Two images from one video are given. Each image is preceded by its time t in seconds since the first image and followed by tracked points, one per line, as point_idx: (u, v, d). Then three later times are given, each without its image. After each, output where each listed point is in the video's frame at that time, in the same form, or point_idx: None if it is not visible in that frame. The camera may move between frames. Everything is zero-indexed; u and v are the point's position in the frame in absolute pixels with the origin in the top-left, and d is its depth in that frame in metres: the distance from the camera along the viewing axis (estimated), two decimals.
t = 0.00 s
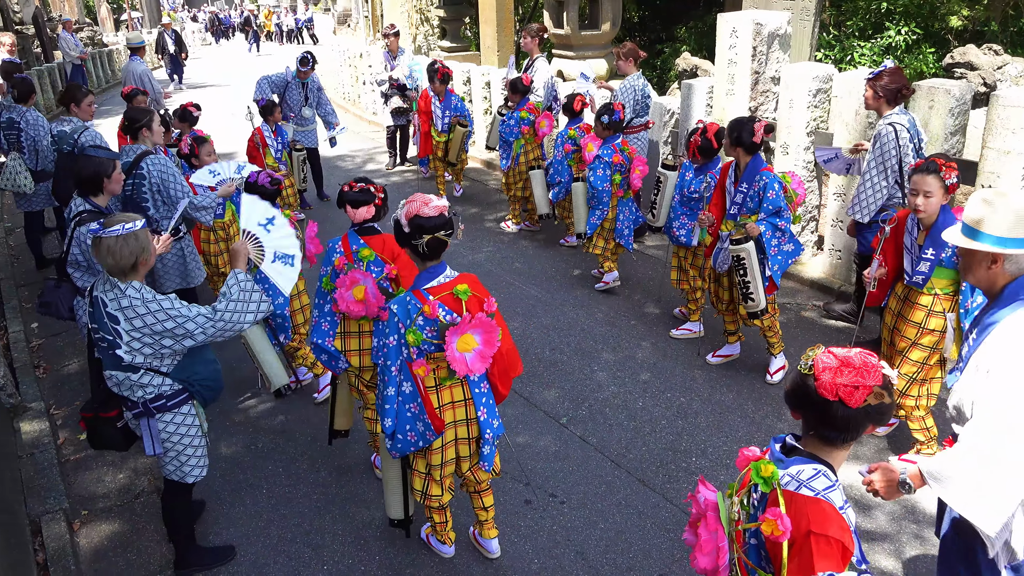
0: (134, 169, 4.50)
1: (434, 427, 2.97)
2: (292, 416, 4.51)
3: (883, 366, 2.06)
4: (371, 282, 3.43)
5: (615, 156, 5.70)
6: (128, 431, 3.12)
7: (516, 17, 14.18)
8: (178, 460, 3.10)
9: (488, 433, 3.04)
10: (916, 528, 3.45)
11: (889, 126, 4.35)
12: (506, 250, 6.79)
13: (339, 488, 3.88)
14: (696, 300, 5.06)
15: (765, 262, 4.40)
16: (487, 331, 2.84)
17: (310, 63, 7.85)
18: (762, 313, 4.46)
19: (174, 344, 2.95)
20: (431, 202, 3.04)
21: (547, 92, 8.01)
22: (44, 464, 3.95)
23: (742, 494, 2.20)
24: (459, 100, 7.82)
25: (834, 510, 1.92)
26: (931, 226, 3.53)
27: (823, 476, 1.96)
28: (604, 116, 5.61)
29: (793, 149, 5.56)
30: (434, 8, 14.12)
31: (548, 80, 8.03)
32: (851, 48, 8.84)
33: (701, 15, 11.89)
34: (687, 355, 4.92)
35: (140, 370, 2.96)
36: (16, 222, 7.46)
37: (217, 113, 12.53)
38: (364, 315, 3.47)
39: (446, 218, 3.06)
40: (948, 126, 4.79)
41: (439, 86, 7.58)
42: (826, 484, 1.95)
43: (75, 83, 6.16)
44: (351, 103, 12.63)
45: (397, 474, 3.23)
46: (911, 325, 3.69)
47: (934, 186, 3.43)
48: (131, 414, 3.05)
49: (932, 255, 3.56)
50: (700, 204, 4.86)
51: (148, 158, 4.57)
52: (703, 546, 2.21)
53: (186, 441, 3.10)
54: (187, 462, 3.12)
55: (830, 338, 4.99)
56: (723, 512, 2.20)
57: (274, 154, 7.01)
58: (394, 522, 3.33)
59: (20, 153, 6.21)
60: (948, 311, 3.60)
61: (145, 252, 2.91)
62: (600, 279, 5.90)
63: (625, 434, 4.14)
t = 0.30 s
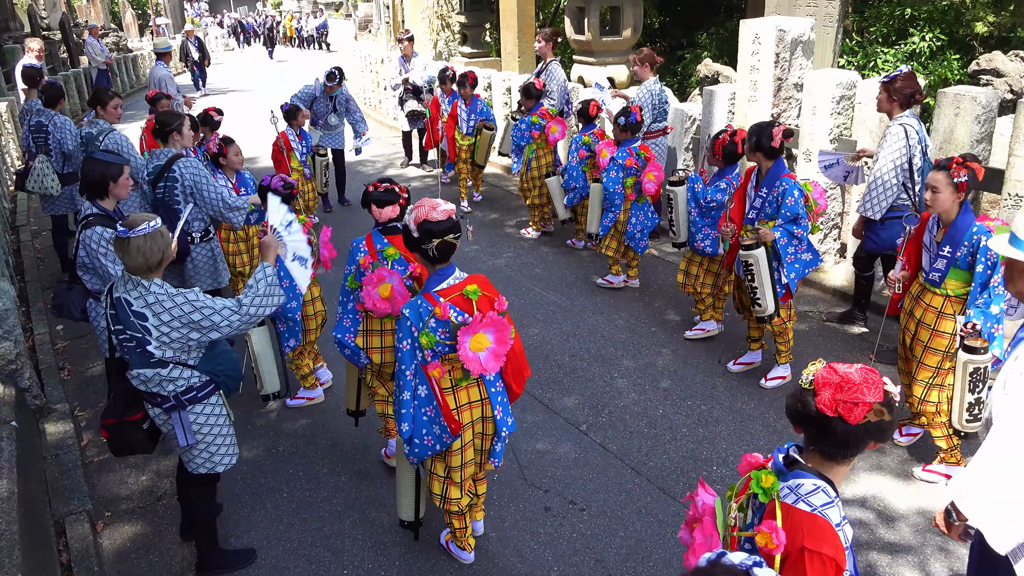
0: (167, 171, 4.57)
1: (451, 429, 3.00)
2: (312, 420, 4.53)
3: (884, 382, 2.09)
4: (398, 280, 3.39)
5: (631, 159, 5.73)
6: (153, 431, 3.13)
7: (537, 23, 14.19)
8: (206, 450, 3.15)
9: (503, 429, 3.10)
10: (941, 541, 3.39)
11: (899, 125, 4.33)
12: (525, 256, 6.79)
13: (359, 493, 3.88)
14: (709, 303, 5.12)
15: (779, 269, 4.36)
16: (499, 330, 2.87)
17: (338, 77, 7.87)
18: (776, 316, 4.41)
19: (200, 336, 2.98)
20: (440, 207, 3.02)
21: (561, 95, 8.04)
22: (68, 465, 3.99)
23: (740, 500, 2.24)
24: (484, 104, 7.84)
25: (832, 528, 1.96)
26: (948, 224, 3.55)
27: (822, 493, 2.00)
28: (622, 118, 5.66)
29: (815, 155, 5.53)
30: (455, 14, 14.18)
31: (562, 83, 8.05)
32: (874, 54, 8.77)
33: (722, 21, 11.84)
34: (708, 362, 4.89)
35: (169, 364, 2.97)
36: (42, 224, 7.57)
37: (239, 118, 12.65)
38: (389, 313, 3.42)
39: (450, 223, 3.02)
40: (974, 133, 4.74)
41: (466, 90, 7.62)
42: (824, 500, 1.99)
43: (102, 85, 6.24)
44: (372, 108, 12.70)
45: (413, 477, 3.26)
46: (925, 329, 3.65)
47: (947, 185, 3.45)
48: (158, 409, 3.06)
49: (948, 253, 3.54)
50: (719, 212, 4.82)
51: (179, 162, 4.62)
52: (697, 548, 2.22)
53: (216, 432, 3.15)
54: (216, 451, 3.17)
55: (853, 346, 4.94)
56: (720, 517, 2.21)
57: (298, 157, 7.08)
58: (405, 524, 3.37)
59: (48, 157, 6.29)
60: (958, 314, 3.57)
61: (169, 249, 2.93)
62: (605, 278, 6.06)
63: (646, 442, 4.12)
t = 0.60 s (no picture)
0: (181, 175, 4.64)
1: (469, 425, 3.01)
2: (331, 424, 4.55)
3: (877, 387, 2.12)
4: (417, 280, 3.41)
5: (639, 165, 5.75)
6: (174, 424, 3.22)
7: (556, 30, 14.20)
8: (225, 440, 3.16)
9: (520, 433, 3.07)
10: (964, 554, 3.34)
11: (908, 123, 4.38)
12: (544, 262, 6.79)
13: (377, 497, 3.89)
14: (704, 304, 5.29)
15: (797, 280, 4.32)
16: (522, 332, 2.88)
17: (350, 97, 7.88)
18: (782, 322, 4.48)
19: (222, 331, 2.98)
20: (471, 209, 3.06)
21: (574, 101, 8.07)
22: (90, 465, 4.02)
23: (731, 491, 2.30)
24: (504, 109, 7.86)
25: (820, 523, 2.00)
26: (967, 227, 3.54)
27: (811, 489, 2.05)
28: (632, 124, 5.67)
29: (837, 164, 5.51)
30: (475, 21, 14.24)
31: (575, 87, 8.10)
32: (896, 63, 8.70)
33: (743, 28, 11.80)
34: (727, 371, 4.86)
35: (190, 358, 3.00)
36: (66, 226, 7.66)
37: (260, 123, 12.77)
38: (408, 314, 3.42)
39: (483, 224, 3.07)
40: (999, 143, 4.69)
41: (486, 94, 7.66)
42: (814, 497, 2.04)
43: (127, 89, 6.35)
44: (391, 114, 12.76)
45: (429, 474, 3.26)
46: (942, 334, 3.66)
47: (958, 186, 3.47)
48: (177, 401, 3.07)
49: (965, 256, 3.55)
50: (728, 220, 4.88)
51: (194, 164, 4.69)
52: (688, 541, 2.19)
53: (234, 423, 3.17)
54: (234, 441, 3.19)
55: (874, 357, 4.90)
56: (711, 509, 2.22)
57: (323, 160, 7.13)
58: (428, 523, 3.38)
59: (77, 156, 6.39)
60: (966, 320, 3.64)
61: (185, 244, 2.96)
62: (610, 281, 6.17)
63: (664, 450, 4.10)
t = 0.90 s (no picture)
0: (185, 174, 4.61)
1: (486, 413, 3.07)
2: (350, 426, 4.56)
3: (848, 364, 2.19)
4: (426, 282, 3.36)
5: (645, 169, 5.90)
6: (175, 416, 3.24)
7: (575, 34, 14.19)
8: (244, 432, 3.17)
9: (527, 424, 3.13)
10: (988, 564, 3.29)
11: (918, 124, 4.51)
12: (561, 266, 6.79)
13: (395, 500, 3.90)
14: (717, 306, 5.27)
15: (817, 286, 4.31)
16: (541, 330, 2.91)
17: (362, 108, 7.80)
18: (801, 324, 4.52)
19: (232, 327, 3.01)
20: (511, 207, 3.08)
21: (590, 103, 8.05)
22: (111, 465, 4.06)
23: (721, 470, 2.27)
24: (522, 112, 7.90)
25: (803, 490, 2.04)
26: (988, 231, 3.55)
27: (791, 458, 2.10)
28: (638, 129, 5.86)
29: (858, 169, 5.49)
30: (494, 25, 14.28)
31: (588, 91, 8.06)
32: (918, 67, 8.64)
33: (762, 32, 11.74)
34: (746, 377, 4.83)
35: (205, 353, 3.02)
36: (87, 228, 7.74)
37: (280, 126, 12.86)
38: (416, 315, 3.37)
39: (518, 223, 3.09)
40: None
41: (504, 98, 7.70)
42: (796, 467, 2.08)
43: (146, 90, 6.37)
44: (410, 118, 12.81)
45: (439, 459, 3.28)
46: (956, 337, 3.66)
47: (973, 191, 3.54)
48: (193, 395, 3.10)
49: (983, 258, 3.56)
50: (728, 227, 5.02)
51: (199, 165, 4.67)
52: (682, 515, 2.20)
53: (251, 415, 3.17)
54: (252, 434, 3.19)
55: (894, 364, 4.85)
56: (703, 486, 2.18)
57: (341, 163, 7.19)
58: (434, 504, 3.38)
59: (101, 156, 6.48)
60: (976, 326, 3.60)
61: (198, 242, 2.94)
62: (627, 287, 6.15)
63: (684, 456, 4.07)
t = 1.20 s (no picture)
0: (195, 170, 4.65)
1: (493, 403, 3.11)
2: (367, 424, 4.58)
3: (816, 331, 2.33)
4: (438, 279, 3.40)
5: (658, 168, 5.94)
6: (193, 407, 3.23)
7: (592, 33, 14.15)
8: (262, 427, 3.18)
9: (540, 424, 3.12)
10: (1010, 570, 3.25)
11: (920, 127, 4.54)
12: (577, 265, 6.78)
13: (411, 498, 3.90)
14: (734, 307, 5.26)
15: (836, 288, 4.26)
16: (555, 327, 2.92)
17: (377, 107, 7.77)
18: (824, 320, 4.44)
19: (247, 325, 3.02)
20: (535, 201, 3.05)
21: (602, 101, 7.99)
22: (131, 460, 4.09)
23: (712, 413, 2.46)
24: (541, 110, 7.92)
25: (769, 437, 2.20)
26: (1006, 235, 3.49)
27: (764, 409, 2.27)
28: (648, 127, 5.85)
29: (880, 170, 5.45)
30: (512, 24, 14.28)
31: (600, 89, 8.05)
32: (939, 68, 8.58)
33: (782, 32, 11.65)
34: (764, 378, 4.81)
35: (220, 348, 3.06)
36: (108, 224, 7.81)
37: (297, 124, 12.93)
38: (427, 311, 3.44)
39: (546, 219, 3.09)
40: None
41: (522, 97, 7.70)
42: (766, 417, 2.25)
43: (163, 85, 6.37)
44: (427, 116, 12.83)
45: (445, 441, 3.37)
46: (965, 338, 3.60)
47: (987, 197, 3.49)
48: (213, 388, 3.13)
49: (998, 262, 3.53)
50: (734, 224, 5.04)
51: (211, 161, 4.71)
52: (662, 442, 2.48)
53: (268, 409, 3.18)
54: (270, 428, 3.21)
55: (914, 367, 4.81)
56: (682, 420, 2.42)
57: (357, 161, 7.20)
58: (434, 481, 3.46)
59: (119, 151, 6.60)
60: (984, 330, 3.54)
61: (214, 238, 2.97)
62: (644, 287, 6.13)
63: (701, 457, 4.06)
